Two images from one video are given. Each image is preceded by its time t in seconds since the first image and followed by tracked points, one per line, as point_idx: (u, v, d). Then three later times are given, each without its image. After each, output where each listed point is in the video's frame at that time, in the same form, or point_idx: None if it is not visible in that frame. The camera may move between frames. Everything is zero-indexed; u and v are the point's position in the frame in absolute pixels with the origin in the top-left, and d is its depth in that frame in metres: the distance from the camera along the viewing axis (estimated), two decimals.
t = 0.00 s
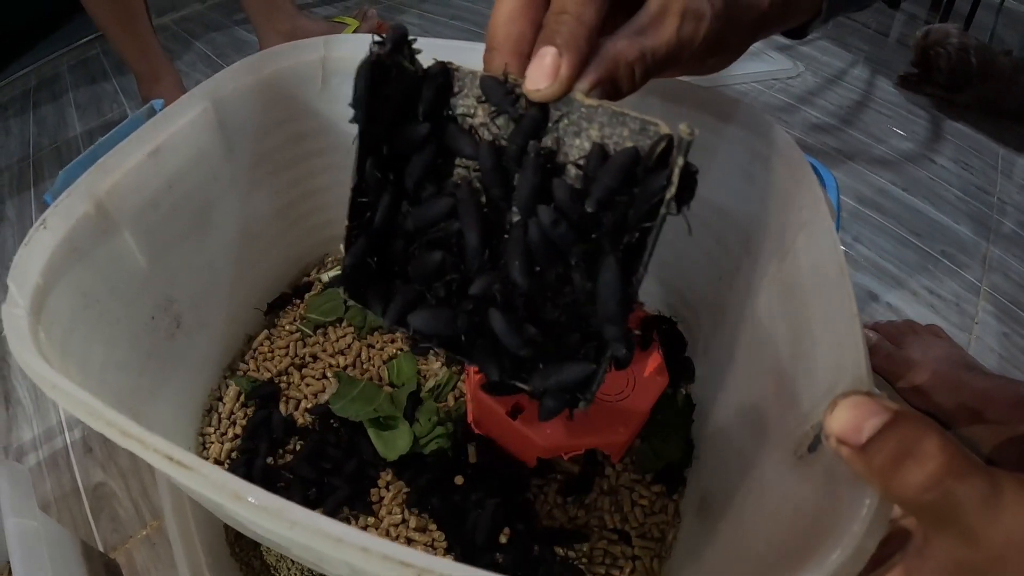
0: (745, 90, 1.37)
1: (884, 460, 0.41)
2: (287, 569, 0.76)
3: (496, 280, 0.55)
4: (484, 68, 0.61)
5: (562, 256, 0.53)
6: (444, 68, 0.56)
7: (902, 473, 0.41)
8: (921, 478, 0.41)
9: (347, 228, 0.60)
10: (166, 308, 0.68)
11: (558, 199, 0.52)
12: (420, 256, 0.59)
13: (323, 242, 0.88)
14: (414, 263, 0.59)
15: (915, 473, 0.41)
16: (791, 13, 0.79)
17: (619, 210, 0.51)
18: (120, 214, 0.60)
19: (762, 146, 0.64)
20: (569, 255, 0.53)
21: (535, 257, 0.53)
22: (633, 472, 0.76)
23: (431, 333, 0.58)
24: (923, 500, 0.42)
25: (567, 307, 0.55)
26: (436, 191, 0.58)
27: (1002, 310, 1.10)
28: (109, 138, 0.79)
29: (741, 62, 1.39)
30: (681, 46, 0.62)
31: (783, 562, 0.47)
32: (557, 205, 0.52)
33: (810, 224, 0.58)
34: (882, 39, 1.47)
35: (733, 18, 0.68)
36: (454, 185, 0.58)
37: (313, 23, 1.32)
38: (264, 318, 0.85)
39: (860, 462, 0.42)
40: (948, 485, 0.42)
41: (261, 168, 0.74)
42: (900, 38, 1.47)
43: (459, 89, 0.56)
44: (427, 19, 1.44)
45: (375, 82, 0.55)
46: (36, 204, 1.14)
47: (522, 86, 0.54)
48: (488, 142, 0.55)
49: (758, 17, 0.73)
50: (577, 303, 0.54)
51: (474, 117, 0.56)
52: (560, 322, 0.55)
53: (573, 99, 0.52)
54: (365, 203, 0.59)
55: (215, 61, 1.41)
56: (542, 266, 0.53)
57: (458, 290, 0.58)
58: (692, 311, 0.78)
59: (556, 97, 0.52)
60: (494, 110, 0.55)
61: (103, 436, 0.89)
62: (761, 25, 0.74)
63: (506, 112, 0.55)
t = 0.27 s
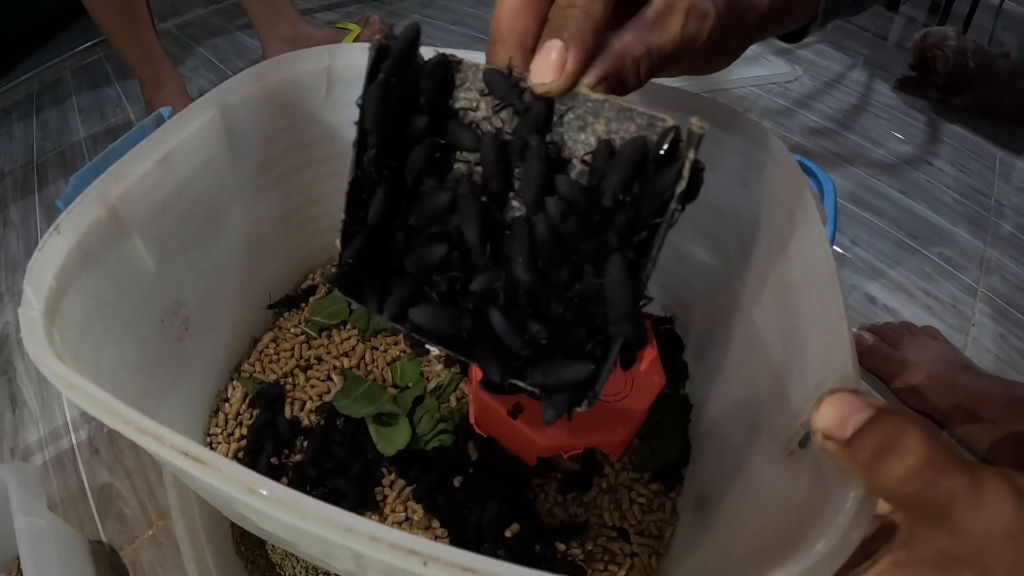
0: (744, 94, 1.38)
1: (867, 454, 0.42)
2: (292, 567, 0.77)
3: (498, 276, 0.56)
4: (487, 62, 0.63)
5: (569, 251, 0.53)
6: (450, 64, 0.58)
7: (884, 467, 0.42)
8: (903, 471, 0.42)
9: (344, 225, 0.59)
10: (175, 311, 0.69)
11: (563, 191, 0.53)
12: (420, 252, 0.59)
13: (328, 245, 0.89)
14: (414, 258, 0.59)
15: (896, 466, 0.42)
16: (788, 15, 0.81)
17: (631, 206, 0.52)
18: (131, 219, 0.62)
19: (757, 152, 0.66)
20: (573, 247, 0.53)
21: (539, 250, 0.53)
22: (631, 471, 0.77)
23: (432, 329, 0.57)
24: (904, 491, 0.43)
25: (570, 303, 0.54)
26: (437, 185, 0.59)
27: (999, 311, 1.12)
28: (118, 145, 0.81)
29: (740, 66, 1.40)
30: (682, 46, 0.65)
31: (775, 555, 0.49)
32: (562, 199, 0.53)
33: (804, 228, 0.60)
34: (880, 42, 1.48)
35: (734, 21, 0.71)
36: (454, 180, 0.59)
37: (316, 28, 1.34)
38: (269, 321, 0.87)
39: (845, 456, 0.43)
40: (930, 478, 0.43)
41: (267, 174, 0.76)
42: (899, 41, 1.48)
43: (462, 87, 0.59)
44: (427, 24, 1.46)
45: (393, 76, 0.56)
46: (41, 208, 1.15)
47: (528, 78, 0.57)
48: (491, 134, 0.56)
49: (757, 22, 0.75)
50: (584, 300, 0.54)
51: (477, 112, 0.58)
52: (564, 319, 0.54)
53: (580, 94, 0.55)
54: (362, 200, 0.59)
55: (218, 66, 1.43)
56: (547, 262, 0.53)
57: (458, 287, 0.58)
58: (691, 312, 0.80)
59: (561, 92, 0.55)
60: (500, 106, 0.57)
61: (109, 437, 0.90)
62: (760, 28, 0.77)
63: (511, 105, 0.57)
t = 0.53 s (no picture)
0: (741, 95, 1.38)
1: (850, 455, 0.42)
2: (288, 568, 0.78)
3: (479, 276, 0.57)
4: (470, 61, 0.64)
5: (549, 249, 0.54)
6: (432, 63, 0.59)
7: (867, 468, 0.43)
8: (885, 473, 0.43)
9: (328, 220, 0.62)
10: (171, 315, 0.70)
11: (541, 191, 0.54)
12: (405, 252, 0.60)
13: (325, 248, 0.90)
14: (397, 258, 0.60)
15: (879, 468, 0.43)
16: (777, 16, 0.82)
17: (609, 207, 0.52)
18: (127, 224, 0.62)
19: (748, 154, 0.66)
20: (551, 247, 0.54)
21: (519, 250, 0.54)
22: (624, 472, 0.77)
23: (416, 329, 0.59)
24: (887, 492, 0.44)
25: (550, 302, 0.55)
26: (422, 185, 0.60)
27: (997, 310, 1.12)
28: (116, 149, 0.82)
29: (737, 67, 1.41)
30: (666, 45, 0.65)
31: (762, 553, 0.49)
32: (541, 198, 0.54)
33: (794, 230, 0.60)
34: (878, 42, 1.49)
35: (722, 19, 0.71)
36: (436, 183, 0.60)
37: (315, 31, 1.34)
38: (266, 323, 0.87)
39: (828, 457, 0.43)
40: (912, 479, 0.43)
41: (263, 178, 0.76)
42: (897, 41, 1.49)
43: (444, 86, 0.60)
44: (425, 26, 1.46)
45: (381, 76, 0.57)
46: (41, 212, 1.16)
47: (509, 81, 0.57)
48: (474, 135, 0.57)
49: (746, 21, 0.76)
50: (562, 299, 0.55)
51: (457, 112, 0.59)
52: (543, 317, 0.56)
53: (560, 93, 0.55)
54: (347, 194, 0.61)
55: (217, 69, 1.43)
56: (527, 262, 0.55)
57: (442, 286, 0.60)
58: (686, 313, 0.80)
59: (541, 91, 0.55)
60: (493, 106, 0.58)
61: (108, 439, 0.90)
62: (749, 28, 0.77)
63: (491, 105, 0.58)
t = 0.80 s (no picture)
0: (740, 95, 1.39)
1: (844, 455, 0.42)
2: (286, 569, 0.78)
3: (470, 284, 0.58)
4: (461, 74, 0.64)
5: (536, 259, 0.55)
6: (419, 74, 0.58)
7: (861, 468, 0.43)
8: (879, 472, 0.43)
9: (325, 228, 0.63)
10: (169, 317, 0.70)
11: (529, 202, 0.55)
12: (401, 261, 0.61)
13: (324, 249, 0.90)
14: (394, 267, 0.61)
15: (873, 468, 0.43)
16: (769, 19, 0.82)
17: (594, 219, 0.52)
18: (125, 225, 0.63)
19: (744, 154, 0.66)
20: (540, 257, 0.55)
21: (507, 261, 0.55)
22: (621, 473, 0.77)
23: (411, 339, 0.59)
24: (882, 492, 0.44)
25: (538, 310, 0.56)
26: (417, 194, 0.61)
27: (996, 309, 1.12)
28: (114, 151, 0.82)
29: (736, 67, 1.41)
30: (655, 57, 0.65)
31: (758, 553, 0.49)
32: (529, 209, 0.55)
33: (788, 230, 0.60)
34: (878, 42, 1.49)
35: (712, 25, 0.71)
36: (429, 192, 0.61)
37: (315, 32, 1.34)
38: (264, 324, 0.87)
39: (822, 457, 0.43)
40: (907, 479, 0.43)
41: (260, 180, 0.76)
42: (897, 41, 1.49)
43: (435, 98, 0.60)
44: (425, 28, 1.46)
45: (371, 90, 0.58)
46: (41, 213, 1.16)
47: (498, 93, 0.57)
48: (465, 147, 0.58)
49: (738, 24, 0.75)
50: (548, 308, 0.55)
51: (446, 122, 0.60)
52: (531, 323, 0.57)
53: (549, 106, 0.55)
54: (345, 203, 0.62)
55: (217, 70, 1.43)
56: (515, 271, 0.55)
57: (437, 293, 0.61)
58: (685, 313, 0.80)
59: (529, 105, 0.55)
60: (473, 115, 0.58)
61: (108, 440, 0.91)
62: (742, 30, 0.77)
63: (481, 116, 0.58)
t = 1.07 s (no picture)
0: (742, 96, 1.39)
1: (853, 453, 0.42)
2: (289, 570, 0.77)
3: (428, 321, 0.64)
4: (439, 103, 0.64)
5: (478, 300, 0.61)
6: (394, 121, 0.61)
7: (870, 466, 0.42)
8: (888, 470, 0.43)
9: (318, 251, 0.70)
10: (173, 317, 0.70)
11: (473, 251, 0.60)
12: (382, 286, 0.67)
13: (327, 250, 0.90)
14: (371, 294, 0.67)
15: (881, 466, 0.43)
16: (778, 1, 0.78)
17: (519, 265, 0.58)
18: (129, 225, 0.63)
19: (748, 154, 0.66)
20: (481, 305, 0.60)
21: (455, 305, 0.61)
22: (626, 473, 0.77)
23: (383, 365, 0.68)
24: (891, 491, 0.44)
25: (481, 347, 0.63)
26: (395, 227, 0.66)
27: (998, 310, 1.12)
28: (118, 151, 0.82)
29: (738, 68, 1.41)
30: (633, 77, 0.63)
31: (766, 553, 0.49)
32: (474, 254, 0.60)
33: (793, 229, 0.60)
34: (879, 43, 1.49)
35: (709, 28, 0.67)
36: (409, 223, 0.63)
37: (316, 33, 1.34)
38: (268, 324, 0.87)
39: (831, 456, 0.43)
40: (915, 478, 0.43)
41: (264, 181, 0.76)
42: (898, 42, 1.49)
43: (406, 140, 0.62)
44: (426, 29, 1.46)
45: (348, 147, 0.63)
46: (42, 214, 1.16)
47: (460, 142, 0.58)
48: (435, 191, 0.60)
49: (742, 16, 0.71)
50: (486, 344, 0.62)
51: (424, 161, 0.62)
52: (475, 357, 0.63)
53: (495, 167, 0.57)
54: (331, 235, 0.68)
55: (218, 71, 1.43)
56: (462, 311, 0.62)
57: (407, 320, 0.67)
58: (688, 313, 0.80)
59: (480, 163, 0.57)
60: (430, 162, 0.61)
61: (110, 441, 0.91)
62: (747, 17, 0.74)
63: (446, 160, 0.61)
